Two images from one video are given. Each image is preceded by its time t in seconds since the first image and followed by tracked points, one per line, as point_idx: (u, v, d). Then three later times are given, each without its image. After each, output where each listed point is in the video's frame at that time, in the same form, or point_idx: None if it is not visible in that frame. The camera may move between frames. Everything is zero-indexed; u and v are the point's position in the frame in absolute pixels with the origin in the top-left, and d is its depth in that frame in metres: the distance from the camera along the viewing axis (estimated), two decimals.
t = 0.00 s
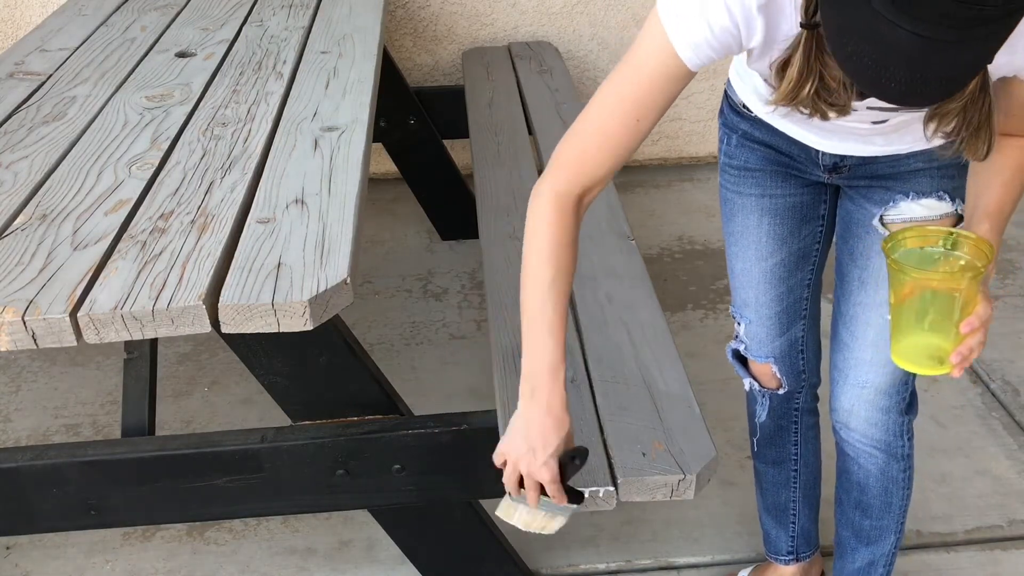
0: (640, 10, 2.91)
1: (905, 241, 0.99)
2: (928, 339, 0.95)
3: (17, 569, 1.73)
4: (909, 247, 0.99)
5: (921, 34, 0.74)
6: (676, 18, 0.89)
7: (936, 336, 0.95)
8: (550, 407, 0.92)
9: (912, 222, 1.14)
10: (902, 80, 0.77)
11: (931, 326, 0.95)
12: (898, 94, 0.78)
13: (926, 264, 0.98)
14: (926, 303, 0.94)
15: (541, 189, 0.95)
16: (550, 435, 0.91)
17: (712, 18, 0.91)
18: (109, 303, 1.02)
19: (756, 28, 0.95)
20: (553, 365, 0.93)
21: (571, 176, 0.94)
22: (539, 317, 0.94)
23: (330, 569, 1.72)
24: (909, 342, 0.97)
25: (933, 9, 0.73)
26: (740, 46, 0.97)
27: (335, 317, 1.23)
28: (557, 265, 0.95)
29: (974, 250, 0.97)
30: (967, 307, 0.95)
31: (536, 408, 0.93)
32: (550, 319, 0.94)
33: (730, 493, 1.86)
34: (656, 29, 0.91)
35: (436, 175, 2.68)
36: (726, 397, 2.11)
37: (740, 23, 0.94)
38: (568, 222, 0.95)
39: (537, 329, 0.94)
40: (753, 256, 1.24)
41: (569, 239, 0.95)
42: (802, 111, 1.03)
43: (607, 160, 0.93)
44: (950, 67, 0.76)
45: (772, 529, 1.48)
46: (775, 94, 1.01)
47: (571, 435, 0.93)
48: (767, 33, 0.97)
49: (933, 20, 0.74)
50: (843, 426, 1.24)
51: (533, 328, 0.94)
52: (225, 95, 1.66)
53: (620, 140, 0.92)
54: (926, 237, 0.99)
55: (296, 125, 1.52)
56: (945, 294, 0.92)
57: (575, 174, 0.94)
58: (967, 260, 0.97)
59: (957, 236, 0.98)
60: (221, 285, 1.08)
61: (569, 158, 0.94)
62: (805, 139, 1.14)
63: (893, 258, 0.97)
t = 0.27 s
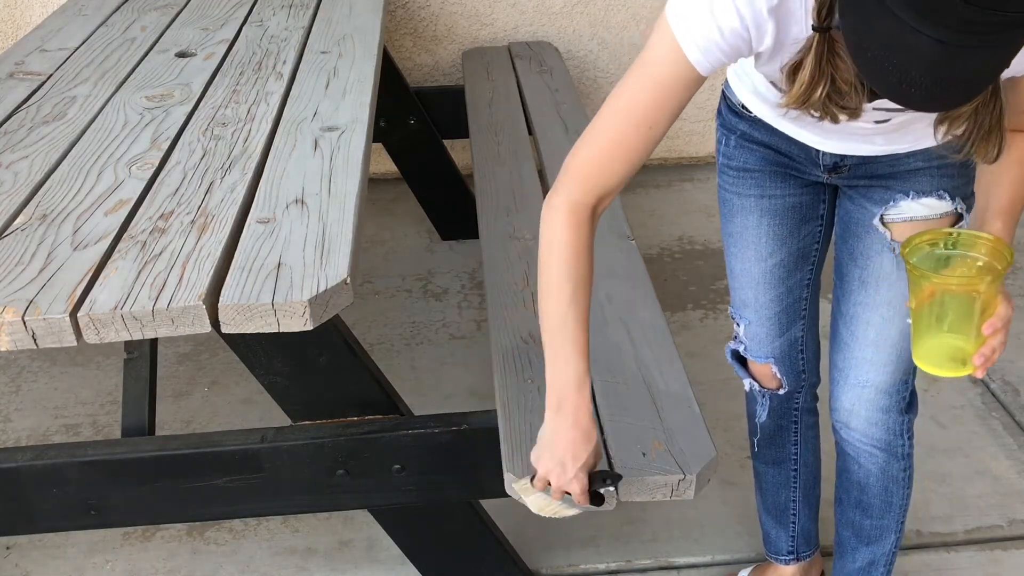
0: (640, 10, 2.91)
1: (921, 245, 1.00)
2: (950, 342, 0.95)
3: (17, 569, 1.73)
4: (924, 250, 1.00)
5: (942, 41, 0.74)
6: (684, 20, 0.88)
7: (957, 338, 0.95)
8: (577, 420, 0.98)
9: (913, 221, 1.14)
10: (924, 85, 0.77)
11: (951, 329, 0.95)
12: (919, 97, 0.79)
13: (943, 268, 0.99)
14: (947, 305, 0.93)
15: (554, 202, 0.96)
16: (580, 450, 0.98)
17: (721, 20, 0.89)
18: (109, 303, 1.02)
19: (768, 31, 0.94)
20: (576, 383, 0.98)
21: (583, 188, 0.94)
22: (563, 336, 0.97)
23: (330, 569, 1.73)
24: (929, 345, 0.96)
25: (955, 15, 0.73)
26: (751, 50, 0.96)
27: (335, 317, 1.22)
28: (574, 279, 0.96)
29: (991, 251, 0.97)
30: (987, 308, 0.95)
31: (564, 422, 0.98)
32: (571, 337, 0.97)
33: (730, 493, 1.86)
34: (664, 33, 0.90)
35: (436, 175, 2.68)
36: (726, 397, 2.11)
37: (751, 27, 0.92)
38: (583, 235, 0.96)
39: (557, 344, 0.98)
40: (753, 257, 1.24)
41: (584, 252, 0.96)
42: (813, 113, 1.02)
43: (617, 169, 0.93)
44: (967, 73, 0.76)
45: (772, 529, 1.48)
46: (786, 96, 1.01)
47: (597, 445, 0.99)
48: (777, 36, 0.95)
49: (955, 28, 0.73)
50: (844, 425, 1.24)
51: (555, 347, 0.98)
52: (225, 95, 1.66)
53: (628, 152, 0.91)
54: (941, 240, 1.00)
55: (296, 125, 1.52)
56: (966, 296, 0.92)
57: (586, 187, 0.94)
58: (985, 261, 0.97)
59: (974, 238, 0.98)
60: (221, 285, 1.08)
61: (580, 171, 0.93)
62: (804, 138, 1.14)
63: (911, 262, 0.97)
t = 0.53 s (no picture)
0: (640, 10, 2.91)
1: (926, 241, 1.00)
2: (954, 336, 0.95)
3: (17, 569, 1.73)
4: (928, 247, 1.00)
5: (957, 30, 0.75)
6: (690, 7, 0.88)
7: (961, 333, 0.95)
8: (584, 409, 0.94)
9: (916, 221, 1.14)
10: (938, 75, 0.77)
11: (955, 324, 0.95)
12: (931, 91, 0.79)
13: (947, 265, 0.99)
14: (951, 300, 0.94)
15: (554, 191, 0.96)
16: (586, 439, 0.93)
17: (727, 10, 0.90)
18: (109, 303, 1.02)
19: (774, 25, 0.94)
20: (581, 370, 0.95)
21: (581, 175, 0.94)
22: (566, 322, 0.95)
23: (330, 569, 1.72)
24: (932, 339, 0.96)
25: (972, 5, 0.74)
26: (755, 43, 0.97)
27: (335, 316, 1.22)
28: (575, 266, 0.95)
29: (996, 247, 0.97)
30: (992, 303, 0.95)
31: (571, 411, 0.95)
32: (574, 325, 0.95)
33: (730, 493, 1.86)
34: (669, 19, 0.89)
35: (436, 175, 2.68)
36: (726, 397, 2.11)
37: (757, 19, 0.93)
38: (584, 222, 0.95)
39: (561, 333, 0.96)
40: (754, 257, 1.24)
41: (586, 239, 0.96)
42: (821, 107, 1.01)
43: (616, 158, 0.93)
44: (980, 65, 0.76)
45: (772, 529, 1.48)
46: (794, 90, 0.99)
47: (605, 435, 0.95)
48: (784, 30, 0.95)
49: (970, 17, 0.74)
50: (844, 426, 1.24)
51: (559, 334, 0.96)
52: (225, 95, 1.66)
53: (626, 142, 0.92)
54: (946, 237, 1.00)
55: (296, 125, 1.52)
56: (970, 291, 0.93)
57: (585, 174, 0.94)
58: (989, 257, 0.97)
59: (978, 233, 0.99)
60: (221, 285, 1.08)
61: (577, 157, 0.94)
62: (807, 138, 1.15)
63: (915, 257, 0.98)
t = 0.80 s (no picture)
0: (640, 10, 2.91)
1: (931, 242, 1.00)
2: (964, 338, 0.94)
3: (17, 569, 1.73)
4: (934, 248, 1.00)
5: (967, 32, 0.74)
6: (697, 10, 0.88)
7: (972, 335, 0.95)
8: (610, 418, 0.96)
9: (919, 221, 1.14)
10: (947, 77, 0.77)
11: (966, 325, 0.94)
12: (940, 93, 0.78)
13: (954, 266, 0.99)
14: (961, 302, 0.93)
15: (571, 202, 0.95)
16: (614, 449, 0.96)
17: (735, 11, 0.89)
18: (109, 303, 1.02)
19: (784, 27, 0.93)
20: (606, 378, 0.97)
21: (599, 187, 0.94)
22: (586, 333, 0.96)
23: (330, 569, 1.72)
24: (942, 340, 0.96)
25: (979, 8, 0.74)
26: (766, 45, 0.95)
27: (335, 317, 1.22)
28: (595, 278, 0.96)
29: (1002, 247, 0.98)
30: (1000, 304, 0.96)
31: (596, 421, 0.97)
32: (593, 335, 0.96)
33: (729, 493, 1.86)
34: (678, 24, 0.90)
35: (436, 175, 2.68)
36: (726, 397, 2.11)
37: (767, 21, 0.91)
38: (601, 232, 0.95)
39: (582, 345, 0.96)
40: (757, 257, 1.24)
41: (604, 250, 0.96)
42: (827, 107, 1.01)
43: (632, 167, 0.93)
44: (987, 67, 0.76)
45: (772, 529, 1.48)
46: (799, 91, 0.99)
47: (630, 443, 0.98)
48: (793, 32, 0.94)
49: (980, 20, 0.74)
50: (845, 426, 1.24)
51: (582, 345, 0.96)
52: (225, 95, 1.66)
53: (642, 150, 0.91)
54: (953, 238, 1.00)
55: (296, 125, 1.52)
56: (979, 293, 0.93)
57: (602, 184, 0.93)
58: (997, 258, 0.98)
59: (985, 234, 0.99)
60: (221, 285, 1.08)
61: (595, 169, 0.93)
62: (810, 138, 1.14)
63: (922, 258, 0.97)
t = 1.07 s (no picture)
0: (640, 10, 2.91)
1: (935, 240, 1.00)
2: (967, 336, 0.94)
3: (17, 569, 1.73)
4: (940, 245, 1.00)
5: (979, 28, 0.74)
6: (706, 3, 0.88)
7: (976, 333, 0.94)
8: (605, 423, 0.96)
9: (922, 221, 1.14)
10: (957, 73, 0.77)
11: (970, 323, 0.94)
12: (952, 88, 0.78)
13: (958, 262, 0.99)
14: (965, 300, 0.94)
15: (578, 203, 0.96)
16: (603, 458, 0.95)
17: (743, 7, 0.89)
18: (109, 303, 1.02)
19: (791, 24, 0.94)
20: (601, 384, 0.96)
21: (606, 189, 0.94)
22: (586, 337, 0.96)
23: (330, 569, 1.72)
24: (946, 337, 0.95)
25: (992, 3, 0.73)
26: (772, 42, 0.96)
27: (336, 317, 1.22)
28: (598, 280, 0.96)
29: (1007, 245, 0.97)
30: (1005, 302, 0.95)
31: (590, 426, 0.96)
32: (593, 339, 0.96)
33: (729, 493, 1.86)
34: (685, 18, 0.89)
35: (436, 175, 2.68)
36: (727, 397, 2.11)
37: (773, 18, 0.92)
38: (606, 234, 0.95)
39: (583, 347, 0.96)
40: (760, 257, 1.24)
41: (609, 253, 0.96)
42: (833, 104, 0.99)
43: (640, 169, 0.93)
44: (1000, 62, 0.76)
45: (773, 529, 1.48)
46: (808, 87, 0.97)
47: (622, 452, 0.96)
48: (800, 28, 0.94)
49: (992, 15, 0.73)
50: (847, 425, 1.24)
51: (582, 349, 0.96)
52: (226, 95, 1.66)
53: (650, 150, 0.92)
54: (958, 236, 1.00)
55: (296, 125, 1.52)
56: (982, 291, 0.93)
57: (608, 186, 0.94)
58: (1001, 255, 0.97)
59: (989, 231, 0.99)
60: (221, 285, 1.08)
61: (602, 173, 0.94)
62: (813, 138, 1.14)
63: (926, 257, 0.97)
